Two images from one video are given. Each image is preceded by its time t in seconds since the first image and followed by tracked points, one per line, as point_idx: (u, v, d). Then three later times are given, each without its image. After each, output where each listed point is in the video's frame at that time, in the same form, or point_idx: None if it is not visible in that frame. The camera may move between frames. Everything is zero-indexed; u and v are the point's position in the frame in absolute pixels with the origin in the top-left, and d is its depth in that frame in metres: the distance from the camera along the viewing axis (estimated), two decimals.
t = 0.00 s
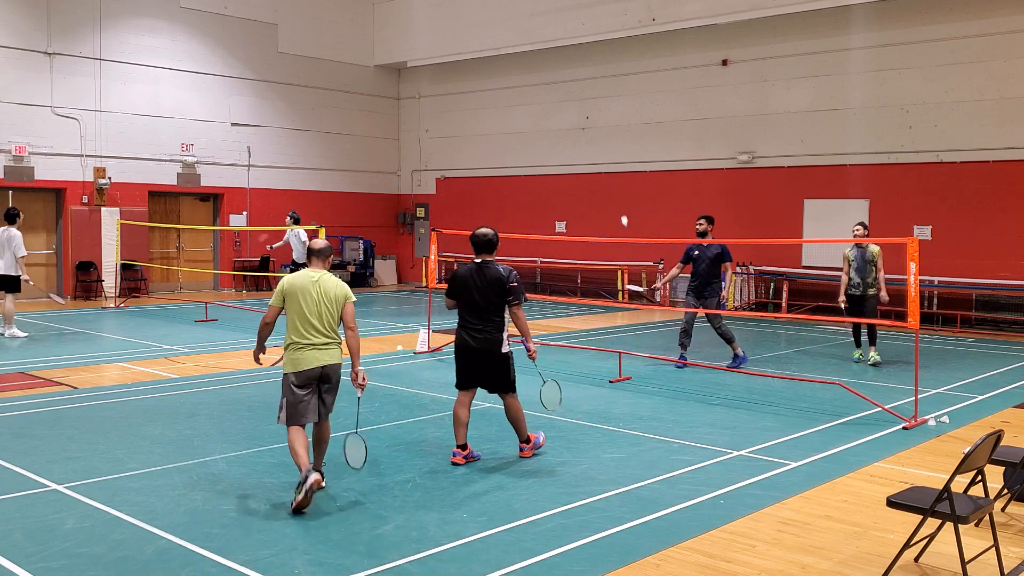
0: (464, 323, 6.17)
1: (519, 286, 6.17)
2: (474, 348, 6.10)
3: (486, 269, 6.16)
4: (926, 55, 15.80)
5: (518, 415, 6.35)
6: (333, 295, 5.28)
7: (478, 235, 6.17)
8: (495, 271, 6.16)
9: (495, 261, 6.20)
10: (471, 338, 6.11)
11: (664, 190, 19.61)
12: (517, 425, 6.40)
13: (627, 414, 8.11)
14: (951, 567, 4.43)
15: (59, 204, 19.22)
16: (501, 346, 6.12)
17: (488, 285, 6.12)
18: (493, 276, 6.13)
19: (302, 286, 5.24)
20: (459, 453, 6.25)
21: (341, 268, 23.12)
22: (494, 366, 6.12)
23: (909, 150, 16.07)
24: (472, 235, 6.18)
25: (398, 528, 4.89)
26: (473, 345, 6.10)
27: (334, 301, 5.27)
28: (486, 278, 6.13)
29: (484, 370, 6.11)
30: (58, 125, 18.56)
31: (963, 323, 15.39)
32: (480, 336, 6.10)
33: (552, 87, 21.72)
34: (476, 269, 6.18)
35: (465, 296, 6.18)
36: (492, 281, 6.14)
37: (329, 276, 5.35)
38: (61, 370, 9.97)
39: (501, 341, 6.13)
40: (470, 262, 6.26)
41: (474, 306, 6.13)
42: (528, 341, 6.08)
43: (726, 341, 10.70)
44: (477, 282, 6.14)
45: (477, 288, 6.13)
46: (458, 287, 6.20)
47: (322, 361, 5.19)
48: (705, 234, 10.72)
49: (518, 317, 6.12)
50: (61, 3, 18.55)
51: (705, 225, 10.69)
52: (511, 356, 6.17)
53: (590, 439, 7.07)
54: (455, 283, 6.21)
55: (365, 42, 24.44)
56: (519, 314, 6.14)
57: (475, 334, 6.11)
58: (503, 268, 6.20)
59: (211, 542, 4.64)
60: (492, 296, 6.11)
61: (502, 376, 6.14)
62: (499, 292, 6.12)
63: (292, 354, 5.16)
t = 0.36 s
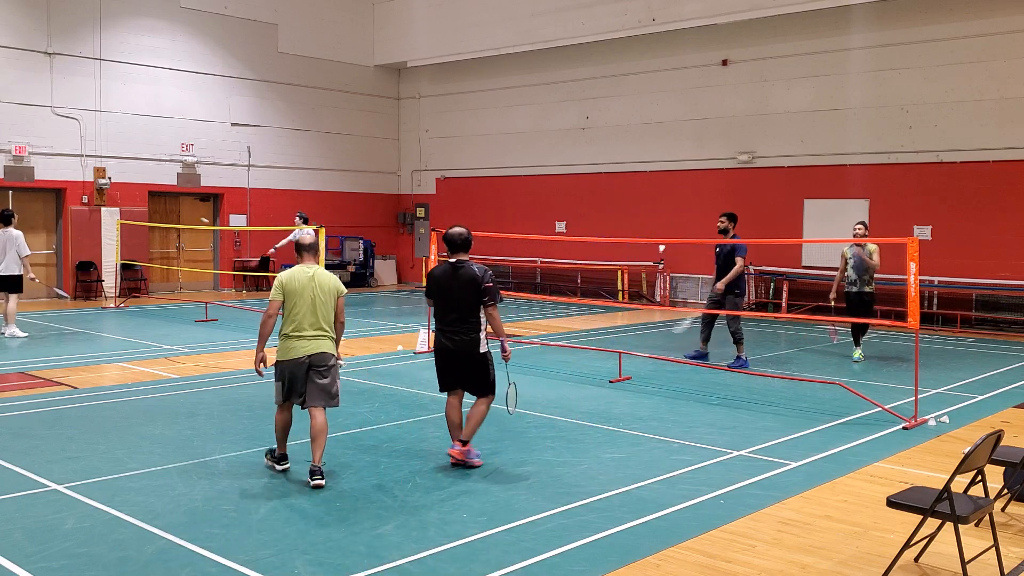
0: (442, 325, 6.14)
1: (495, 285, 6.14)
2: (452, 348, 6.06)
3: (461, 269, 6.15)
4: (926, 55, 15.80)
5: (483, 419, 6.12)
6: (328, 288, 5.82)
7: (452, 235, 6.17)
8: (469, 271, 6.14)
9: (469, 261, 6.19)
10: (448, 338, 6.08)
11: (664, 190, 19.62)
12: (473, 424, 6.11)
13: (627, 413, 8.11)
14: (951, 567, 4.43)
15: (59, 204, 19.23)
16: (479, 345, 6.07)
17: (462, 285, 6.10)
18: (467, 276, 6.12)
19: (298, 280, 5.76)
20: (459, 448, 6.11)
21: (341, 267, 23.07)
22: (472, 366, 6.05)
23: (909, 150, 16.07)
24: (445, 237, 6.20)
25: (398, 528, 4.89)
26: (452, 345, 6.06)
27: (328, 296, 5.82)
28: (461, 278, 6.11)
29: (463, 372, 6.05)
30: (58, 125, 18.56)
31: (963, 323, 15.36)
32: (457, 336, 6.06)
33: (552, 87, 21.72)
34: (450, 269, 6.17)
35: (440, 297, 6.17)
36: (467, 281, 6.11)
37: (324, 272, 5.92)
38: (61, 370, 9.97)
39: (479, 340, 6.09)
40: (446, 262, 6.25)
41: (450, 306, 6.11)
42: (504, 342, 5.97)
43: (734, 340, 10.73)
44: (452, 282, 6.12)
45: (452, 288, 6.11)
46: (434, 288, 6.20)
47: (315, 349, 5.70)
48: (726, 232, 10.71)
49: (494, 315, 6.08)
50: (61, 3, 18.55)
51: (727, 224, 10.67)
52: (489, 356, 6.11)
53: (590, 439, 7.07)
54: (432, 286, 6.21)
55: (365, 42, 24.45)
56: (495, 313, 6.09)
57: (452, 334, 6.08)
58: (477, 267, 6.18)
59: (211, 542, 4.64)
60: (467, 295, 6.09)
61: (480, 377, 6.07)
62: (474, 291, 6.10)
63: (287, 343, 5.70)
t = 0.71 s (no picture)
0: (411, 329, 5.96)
1: (455, 289, 5.75)
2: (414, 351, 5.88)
3: (427, 270, 5.87)
4: (926, 55, 15.80)
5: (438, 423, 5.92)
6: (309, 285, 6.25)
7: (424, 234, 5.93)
8: (432, 274, 5.83)
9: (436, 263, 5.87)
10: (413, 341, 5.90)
11: (664, 190, 19.62)
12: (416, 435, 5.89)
13: (627, 414, 8.11)
14: (951, 567, 4.43)
15: (59, 204, 19.22)
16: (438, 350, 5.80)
17: (424, 287, 5.83)
18: (428, 279, 5.82)
19: (285, 277, 6.20)
20: (404, 459, 5.97)
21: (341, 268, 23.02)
22: (429, 373, 5.82)
23: (909, 150, 16.08)
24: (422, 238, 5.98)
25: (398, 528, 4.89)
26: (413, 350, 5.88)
27: (311, 292, 6.26)
28: (424, 280, 5.83)
29: (424, 376, 5.84)
30: (58, 125, 18.57)
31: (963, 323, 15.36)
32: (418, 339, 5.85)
33: (552, 87, 21.72)
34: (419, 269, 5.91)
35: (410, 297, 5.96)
36: (427, 285, 5.82)
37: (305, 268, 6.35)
38: (61, 370, 9.97)
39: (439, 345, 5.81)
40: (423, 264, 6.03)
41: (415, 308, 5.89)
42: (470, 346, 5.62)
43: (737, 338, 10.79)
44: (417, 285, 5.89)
45: (416, 289, 5.87)
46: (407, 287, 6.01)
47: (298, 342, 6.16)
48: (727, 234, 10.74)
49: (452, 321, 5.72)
50: (61, 3, 18.55)
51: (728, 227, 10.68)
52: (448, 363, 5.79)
53: (590, 439, 7.07)
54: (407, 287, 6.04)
55: (365, 42, 24.45)
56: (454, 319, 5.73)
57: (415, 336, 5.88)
58: (441, 270, 5.83)
59: (211, 542, 4.64)
60: (427, 300, 5.81)
61: (438, 384, 5.81)
62: (433, 296, 5.79)
63: (272, 335, 6.17)
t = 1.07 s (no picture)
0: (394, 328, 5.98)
1: (415, 287, 5.67)
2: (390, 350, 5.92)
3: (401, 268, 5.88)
4: (926, 55, 15.80)
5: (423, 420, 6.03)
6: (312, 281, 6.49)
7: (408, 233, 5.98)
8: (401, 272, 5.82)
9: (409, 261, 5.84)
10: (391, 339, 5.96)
11: (664, 190, 19.62)
12: (405, 439, 5.87)
13: (627, 414, 8.11)
14: (951, 567, 4.43)
15: (59, 204, 19.22)
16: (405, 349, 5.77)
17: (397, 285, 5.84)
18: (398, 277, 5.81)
19: (286, 275, 6.40)
20: (401, 464, 5.94)
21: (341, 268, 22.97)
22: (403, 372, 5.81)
23: (909, 150, 16.07)
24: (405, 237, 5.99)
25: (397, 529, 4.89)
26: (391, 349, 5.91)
27: (311, 289, 6.48)
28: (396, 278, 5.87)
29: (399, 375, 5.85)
30: (58, 125, 18.57)
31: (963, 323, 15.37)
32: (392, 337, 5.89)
33: (552, 87, 21.72)
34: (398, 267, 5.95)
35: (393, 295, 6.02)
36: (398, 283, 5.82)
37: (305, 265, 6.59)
38: (61, 370, 9.97)
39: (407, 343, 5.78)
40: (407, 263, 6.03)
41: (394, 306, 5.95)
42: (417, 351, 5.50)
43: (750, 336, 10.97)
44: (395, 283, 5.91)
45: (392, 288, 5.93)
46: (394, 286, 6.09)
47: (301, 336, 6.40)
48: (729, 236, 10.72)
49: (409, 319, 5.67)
50: (61, 3, 18.55)
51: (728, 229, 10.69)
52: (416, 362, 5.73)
53: (590, 439, 7.07)
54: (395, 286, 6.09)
55: (365, 42, 24.44)
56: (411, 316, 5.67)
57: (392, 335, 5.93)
58: (410, 268, 5.79)
59: (211, 542, 4.64)
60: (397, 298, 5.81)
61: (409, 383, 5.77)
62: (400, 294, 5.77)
63: (275, 331, 6.37)
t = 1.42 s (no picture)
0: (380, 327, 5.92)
1: (418, 286, 5.71)
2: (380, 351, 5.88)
3: (393, 269, 5.88)
4: (925, 55, 15.81)
5: (378, 423, 6.02)
6: (313, 275, 6.82)
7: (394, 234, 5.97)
8: (399, 272, 5.82)
9: (403, 261, 5.86)
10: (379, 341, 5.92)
11: (664, 190, 19.62)
12: (404, 439, 5.87)
13: (627, 414, 8.12)
14: (951, 567, 4.43)
15: (59, 204, 19.22)
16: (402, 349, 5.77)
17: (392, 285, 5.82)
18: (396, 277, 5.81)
19: (286, 270, 6.75)
20: (401, 463, 5.93)
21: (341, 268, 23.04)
22: (397, 371, 5.78)
23: (909, 150, 16.07)
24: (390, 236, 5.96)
25: (398, 528, 4.89)
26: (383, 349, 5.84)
27: (311, 283, 6.80)
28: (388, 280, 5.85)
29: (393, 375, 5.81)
30: (58, 125, 18.57)
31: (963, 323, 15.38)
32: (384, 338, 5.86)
33: (552, 87, 21.72)
34: (386, 268, 5.93)
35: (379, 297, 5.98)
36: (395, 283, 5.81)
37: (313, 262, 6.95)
38: (61, 370, 9.97)
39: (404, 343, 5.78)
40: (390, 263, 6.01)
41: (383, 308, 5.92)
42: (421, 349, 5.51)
43: (768, 337, 11.13)
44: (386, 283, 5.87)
45: (382, 289, 5.90)
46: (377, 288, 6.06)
47: (300, 326, 6.71)
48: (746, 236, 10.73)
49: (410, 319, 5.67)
50: (61, 4, 18.55)
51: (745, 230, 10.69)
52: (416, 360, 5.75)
53: (590, 439, 7.07)
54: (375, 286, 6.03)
55: (365, 42, 24.45)
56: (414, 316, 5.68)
57: (382, 336, 5.89)
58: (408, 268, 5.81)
59: (211, 542, 4.64)
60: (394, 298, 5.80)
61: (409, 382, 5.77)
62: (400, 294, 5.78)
63: (278, 324, 6.73)
